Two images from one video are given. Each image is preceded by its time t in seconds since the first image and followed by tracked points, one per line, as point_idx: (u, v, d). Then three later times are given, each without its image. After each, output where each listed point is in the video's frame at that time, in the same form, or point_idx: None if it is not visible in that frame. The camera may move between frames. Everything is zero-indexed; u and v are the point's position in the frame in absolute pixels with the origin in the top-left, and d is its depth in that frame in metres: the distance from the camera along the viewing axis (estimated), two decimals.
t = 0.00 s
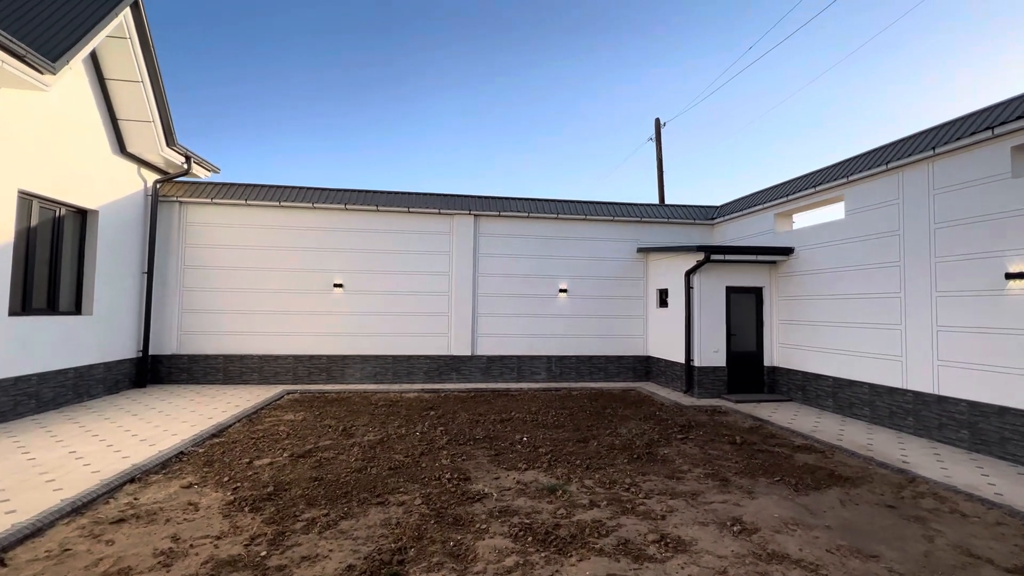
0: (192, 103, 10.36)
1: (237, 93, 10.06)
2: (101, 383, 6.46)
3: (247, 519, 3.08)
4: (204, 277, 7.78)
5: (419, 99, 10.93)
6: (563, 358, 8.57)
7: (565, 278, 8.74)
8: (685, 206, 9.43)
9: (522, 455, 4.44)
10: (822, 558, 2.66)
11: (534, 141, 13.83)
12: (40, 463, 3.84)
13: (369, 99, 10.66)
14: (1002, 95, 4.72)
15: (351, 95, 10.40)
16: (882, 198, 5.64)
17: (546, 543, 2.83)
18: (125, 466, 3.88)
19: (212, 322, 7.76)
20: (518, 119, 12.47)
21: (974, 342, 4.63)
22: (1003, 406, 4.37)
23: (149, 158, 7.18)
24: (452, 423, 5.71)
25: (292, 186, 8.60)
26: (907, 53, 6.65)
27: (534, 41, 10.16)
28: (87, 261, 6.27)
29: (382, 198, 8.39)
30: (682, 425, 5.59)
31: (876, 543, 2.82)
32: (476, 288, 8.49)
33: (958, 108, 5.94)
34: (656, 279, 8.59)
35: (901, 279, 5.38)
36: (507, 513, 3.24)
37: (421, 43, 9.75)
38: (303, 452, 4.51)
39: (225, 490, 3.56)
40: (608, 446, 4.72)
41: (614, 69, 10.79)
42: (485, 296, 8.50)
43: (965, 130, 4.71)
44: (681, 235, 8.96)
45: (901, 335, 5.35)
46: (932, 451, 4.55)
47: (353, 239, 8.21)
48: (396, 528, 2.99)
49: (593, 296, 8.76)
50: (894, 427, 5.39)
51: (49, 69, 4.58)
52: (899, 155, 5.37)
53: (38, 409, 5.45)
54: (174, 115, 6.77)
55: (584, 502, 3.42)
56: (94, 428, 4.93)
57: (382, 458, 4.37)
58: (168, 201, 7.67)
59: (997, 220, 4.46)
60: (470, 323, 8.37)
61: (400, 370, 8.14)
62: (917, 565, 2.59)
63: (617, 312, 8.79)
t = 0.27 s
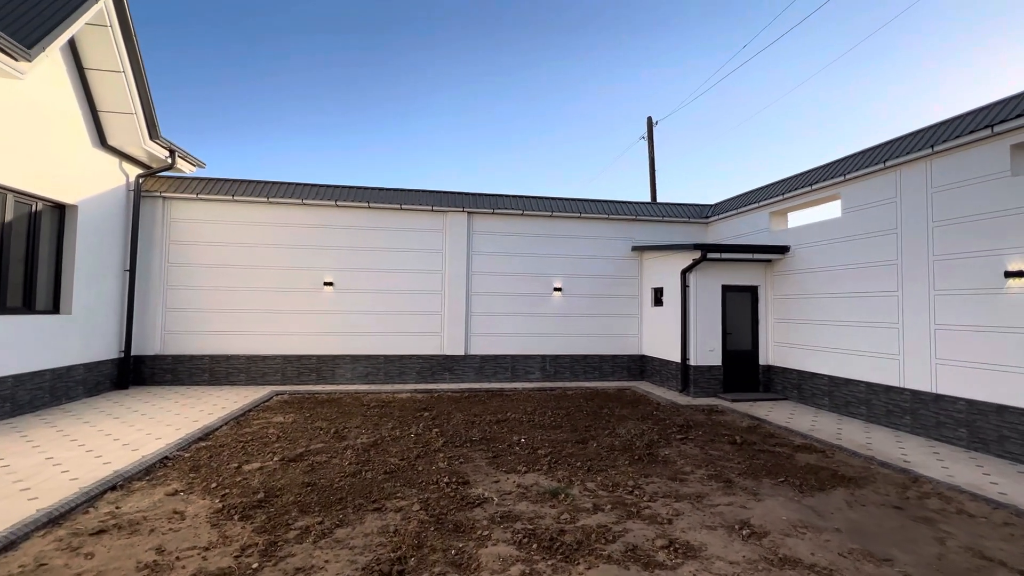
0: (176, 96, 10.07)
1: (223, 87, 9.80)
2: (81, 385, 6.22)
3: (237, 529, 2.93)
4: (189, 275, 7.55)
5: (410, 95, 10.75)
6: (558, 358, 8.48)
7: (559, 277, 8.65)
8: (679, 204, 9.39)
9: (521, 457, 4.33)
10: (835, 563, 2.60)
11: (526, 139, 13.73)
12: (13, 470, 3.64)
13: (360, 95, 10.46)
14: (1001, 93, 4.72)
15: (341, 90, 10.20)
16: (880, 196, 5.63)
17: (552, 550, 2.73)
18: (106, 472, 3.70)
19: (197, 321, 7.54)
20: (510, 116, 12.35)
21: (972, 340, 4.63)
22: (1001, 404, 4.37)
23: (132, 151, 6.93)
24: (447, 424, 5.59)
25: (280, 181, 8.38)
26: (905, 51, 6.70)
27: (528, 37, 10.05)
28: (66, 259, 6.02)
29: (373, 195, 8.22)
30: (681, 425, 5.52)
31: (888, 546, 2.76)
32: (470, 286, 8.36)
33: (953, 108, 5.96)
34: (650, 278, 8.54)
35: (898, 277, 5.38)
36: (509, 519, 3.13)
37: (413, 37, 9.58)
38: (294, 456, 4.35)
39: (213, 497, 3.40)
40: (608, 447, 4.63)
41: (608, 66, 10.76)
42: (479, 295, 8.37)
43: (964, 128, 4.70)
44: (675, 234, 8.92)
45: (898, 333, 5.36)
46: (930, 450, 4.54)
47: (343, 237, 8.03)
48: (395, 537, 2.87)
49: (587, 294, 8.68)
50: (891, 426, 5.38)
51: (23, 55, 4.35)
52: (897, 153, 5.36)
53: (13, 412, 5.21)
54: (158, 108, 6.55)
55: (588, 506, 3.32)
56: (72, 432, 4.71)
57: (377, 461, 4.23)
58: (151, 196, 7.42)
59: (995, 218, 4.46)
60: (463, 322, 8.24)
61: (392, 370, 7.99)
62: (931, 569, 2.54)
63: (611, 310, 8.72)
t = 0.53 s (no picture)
0: (163, 91, 9.83)
1: (212, 82, 9.59)
2: (64, 387, 6.04)
3: (229, 537, 2.82)
4: (177, 274, 7.38)
5: (403, 91, 10.61)
6: (553, 357, 8.42)
7: (555, 275, 8.58)
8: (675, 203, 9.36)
9: (520, 459, 4.26)
10: (844, 566, 2.55)
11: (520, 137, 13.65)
12: None
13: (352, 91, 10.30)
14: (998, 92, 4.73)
15: (333, 86, 10.03)
16: (877, 194, 5.63)
17: (556, 556, 2.66)
18: (91, 478, 3.57)
19: (186, 321, 7.37)
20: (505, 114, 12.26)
21: (969, 339, 4.64)
22: (999, 403, 4.38)
23: (117, 147, 6.74)
24: (443, 426, 5.50)
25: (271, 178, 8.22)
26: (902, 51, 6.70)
27: (523, 34, 9.96)
28: (48, 257, 5.84)
29: (366, 192, 8.08)
30: (679, 425, 5.49)
31: (894, 549, 2.73)
32: (465, 285, 8.26)
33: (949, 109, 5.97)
34: (646, 277, 8.51)
35: (895, 276, 5.38)
36: (511, 523, 3.06)
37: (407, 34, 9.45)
38: (287, 460, 4.24)
39: (203, 503, 3.29)
40: (607, 448, 4.58)
41: (603, 64, 10.69)
42: (474, 294, 8.28)
43: (962, 127, 4.69)
44: (670, 232, 8.89)
45: (895, 332, 5.36)
46: (928, 449, 4.54)
47: (336, 234, 7.89)
48: (393, 544, 2.78)
49: (582, 293, 8.63)
50: (888, 425, 5.39)
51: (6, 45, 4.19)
52: (895, 152, 5.35)
53: None
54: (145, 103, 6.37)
55: (590, 509, 3.26)
56: (55, 436, 4.55)
57: (372, 464, 4.13)
58: (137, 192, 7.24)
59: (993, 217, 4.47)
60: (458, 321, 8.14)
61: (386, 370, 7.87)
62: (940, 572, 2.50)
63: (606, 309, 8.68)
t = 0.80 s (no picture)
0: (148, 83, 9.58)
1: (199, 75, 9.37)
2: (47, 387, 5.85)
3: (224, 542, 2.73)
4: (164, 271, 7.20)
5: (395, 87, 10.47)
6: (548, 355, 8.37)
7: (549, 273, 8.53)
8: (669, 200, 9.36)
9: (520, 459, 4.21)
10: (851, 565, 2.54)
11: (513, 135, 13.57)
12: None
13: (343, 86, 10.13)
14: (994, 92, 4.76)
15: (324, 81, 9.86)
16: (872, 193, 5.65)
17: (562, 559, 2.61)
18: (77, 482, 3.44)
19: (173, 319, 7.20)
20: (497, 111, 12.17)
21: (964, 336, 4.67)
22: (993, 400, 4.42)
23: (101, 140, 6.53)
24: (440, 425, 5.43)
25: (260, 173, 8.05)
26: (895, 50, 6.73)
27: (517, 31, 9.88)
28: (30, 253, 5.65)
29: (358, 188, 7.96)
30: (676, 423, 5.47)
31: (900, 547, 2.72)
32: (459, 283, 8.18)
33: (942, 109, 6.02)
34: (641, 274, 8.49)
35: (890, 274, 5.42)
36: (514, 524, 3.01)
37: (399, 29, 9.31)
38: (282, 461, 4.14)
39: (196, 507, 3.19)
40: (606, 447, 4.54)
41: (597, 61, 10.64)
42: (468, 292, 8.20)
43: (958, 126, 4.72)
44: (664, 230, 8.89)
45: (890, 329, 5.39)
46: (924, 446, 4.58)
47: (327, 231, 7.75)
48: (395, 548, 2.71)
49: (577, 291, 8.59)
50: (882, 421, 5.43)
51: None
52: (890, 150, 5.37)
53: None
54: (130, 95, 6.19)
55: (593, 509, 3.22)
56: (37, 438, 4.39)
57: (369, 465, 4.05)
58: (122, 187, 7.03)
59: (988, 215, 4.50)
60: (452, 319, 8.06)
61: (379, 369, 7.77)
62: (947, 569, 2.50)
63: (601, 307, 8.65)
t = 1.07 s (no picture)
0: (138, 77, 9.41)
1: (191, 69, 9.22)
2: (37, 388, 5.74)
3: (226, 545, 2.68)
4: (156, 269, 7.09)
5: (391, 84, 10.39)
6: (545, 353, 8.36)
7: (546, 271, 8.51)
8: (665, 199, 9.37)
9: (521, 458, 4.19)
10: (858, 563, 2.55)
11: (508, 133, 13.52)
12: None
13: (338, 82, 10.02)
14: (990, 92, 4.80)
15: (318, 77, 9.74)
16: (869, 192, 5.69)
17: (570, 559, 2.59)
18: (72, 485, 3.37)
19: (166, 318, 7.09)
20: (493, 109, 12.11)
21: (961, 334, 4.72)
22: (989, 397, 4.47)
23: (91, 135, 6.39)
24: (439, 424, 5.40)
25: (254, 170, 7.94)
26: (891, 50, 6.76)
27: (514, 28, 9.82)
28: (19, 251, 5.52)
29: (354, 185, 7.88)
30: (676, 421, 5.49)
31: (906, 544, 2.74)
32: (456, 281, 8.13)
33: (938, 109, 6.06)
34: (637, 273, 8.50)
35: (887, 272, 5.46)
36: (520, 524, 2.99)
37: (394, 25, 9.22)
38: (281, 462, 4.09)
39: (195, 510, 3.13)
40: (607, 445, 4.54)
41: (593, 59, 10.61)
42: (465, 290, 8.16)
43: (956, 125, 4.75)
44: (660, 228, 8.90)
45: (886, 327, 5.44)
46: (921, 442, 4.62)
47: (323, 229, 7.67)
48: (402, 550, 2.68)
49: (574, 289, 8.58)
50: (879, 418, 5.48)
51: None
52: (888, 149, 5.40)
53: None
54: (120, 88, 6.07)
55: (598, 509, 3.21)
56: (28, 440, 4.30)
57: (370, 466, 4.01)
58: (113, 184, 6.90)
59: (985, 214, 4.54)
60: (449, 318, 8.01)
61: (376, 367, 7.71)
62: (952, 567, 2.52)
63: (598, 305, 8.65)
